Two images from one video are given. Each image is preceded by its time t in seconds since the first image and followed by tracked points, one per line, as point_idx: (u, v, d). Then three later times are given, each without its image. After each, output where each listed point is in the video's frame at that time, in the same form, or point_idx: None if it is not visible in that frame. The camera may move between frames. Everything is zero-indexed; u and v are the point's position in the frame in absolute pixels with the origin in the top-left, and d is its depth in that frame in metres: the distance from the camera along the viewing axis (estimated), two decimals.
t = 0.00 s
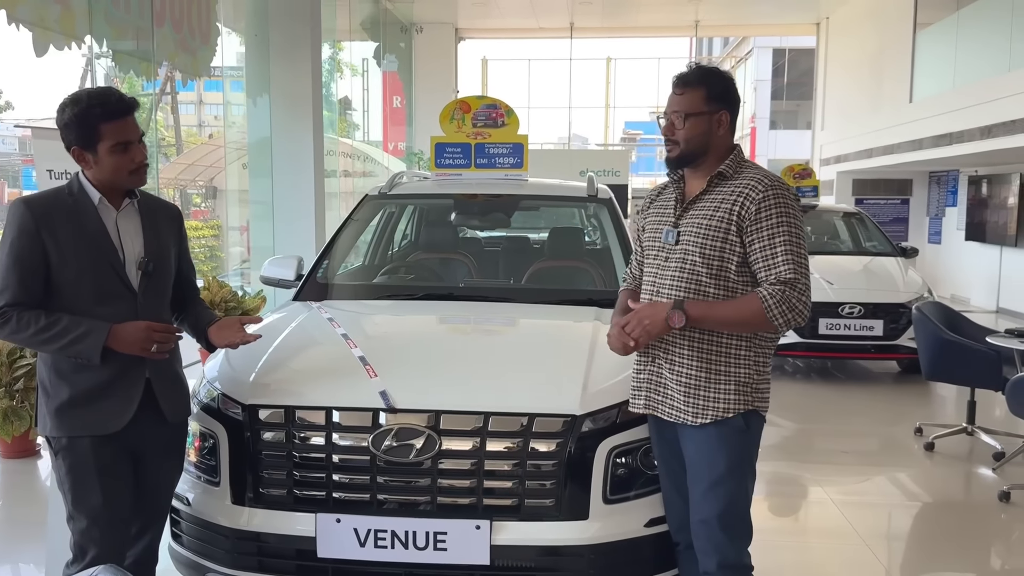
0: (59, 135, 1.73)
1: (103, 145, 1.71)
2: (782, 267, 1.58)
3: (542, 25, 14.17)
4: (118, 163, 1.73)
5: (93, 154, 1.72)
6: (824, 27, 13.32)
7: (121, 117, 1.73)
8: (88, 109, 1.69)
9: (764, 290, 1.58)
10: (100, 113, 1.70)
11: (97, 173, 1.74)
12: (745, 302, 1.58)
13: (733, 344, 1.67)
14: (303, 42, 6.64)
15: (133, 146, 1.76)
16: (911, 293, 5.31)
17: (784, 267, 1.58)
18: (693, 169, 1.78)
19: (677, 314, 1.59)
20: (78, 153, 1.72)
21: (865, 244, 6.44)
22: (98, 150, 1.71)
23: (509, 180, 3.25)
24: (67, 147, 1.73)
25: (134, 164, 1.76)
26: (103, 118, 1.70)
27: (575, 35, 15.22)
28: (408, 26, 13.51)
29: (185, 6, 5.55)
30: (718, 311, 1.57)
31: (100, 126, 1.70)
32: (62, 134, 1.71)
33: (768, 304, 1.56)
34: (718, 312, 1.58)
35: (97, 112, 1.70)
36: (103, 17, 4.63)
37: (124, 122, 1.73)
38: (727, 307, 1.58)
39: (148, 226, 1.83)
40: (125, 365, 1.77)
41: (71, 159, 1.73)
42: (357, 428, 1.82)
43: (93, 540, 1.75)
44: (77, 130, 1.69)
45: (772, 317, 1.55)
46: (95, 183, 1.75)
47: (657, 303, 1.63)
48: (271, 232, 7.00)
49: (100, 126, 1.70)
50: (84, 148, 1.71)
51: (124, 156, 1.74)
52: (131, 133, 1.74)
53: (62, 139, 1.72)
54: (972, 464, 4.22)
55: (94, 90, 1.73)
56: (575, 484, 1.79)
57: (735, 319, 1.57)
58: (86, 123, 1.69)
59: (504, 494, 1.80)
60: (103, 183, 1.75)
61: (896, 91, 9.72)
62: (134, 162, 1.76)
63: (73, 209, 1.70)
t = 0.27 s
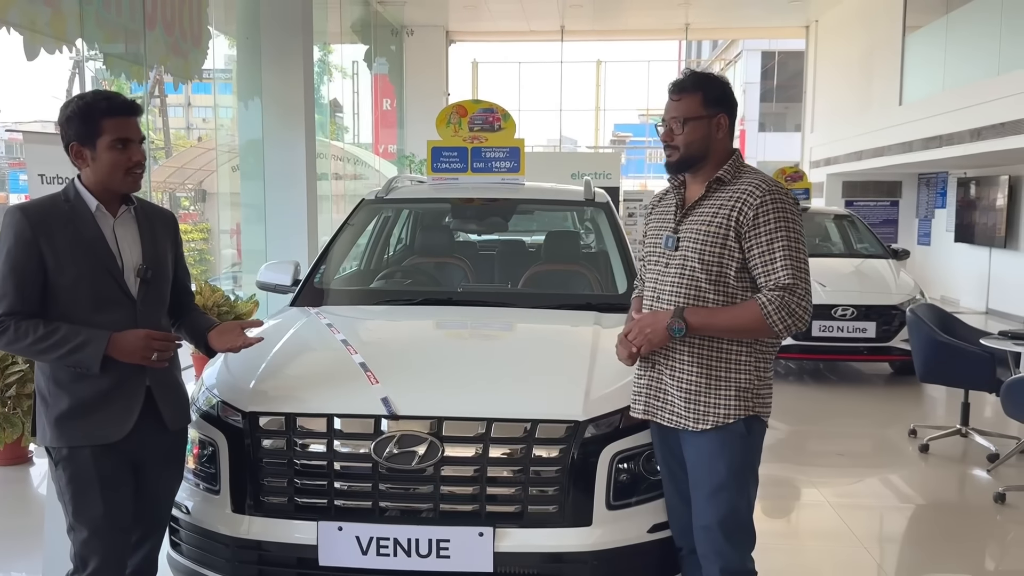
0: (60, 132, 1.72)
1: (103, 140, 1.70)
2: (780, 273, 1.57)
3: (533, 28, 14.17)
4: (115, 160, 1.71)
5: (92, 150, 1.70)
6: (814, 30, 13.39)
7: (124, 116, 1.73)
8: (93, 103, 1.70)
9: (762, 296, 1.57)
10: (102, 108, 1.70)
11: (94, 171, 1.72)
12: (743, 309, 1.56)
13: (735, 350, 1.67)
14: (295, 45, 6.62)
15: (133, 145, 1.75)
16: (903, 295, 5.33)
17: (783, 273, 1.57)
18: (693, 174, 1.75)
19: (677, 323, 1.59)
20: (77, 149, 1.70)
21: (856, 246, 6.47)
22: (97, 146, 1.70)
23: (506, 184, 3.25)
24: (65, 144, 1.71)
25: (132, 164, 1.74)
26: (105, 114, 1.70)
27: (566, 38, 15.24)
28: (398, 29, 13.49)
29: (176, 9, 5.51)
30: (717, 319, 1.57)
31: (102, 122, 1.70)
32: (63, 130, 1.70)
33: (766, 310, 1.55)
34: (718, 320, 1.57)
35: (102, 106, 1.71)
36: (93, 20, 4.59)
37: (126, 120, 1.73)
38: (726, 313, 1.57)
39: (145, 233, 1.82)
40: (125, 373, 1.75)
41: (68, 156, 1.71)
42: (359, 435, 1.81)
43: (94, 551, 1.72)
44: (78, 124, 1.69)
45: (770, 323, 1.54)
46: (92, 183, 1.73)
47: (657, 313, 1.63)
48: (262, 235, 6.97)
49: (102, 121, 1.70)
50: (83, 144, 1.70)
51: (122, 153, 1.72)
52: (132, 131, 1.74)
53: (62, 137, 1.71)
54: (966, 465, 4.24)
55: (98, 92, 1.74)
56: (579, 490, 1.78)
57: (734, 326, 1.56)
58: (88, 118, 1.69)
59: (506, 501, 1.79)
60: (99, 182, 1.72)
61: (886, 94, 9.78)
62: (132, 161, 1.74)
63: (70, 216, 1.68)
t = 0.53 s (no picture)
0: (52, 141, 1.70)
1: (99, 149, 1.68)
2: (779, 280, 1.57)
3: (524, 32, 14.18)
4: (110, 170, 1.70)
5: (85, 160, 1.69)
6: (804, 33, 13.45)
7: (120, 125, 1.72)
8: (89, 113, 1.68)
9: (762, 303, 1.57)
10: (99, 117, 1.69)
11: (88, 181, 1.70)
12: (743, 316, 1.56)
13: (735, 359, 1.67)
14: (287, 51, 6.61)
15: (128, 155, 1.73)
16: (895, 299, 5.35)
17: (782, 280, 1.56)
18: (688, 183, 1.74)
19: (675, 331, 1.58)
20: (71, 158, 1.69)
21: (847, 250, 6.50)
22: (92, 156, 1.68)
23: (500, 191, 3.23)
24: (58, 152, 1.69)
25: (126, 174, 1.73)
26: (101, 123, 1.69)
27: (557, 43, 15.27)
28: (389, 33, 13.47)
29: (168, 15, 5.48)
30: (716, 325, 1.56)
31: (98, 131, 1.68)
32: (57, 139, 1.68)
33: (766, 317, 1.55)
34: (716, 327, 1.56)
35: (98, 115, 1.69)
36: (84, 27, 4.55)
37: (122, 130, 1.72)
38: (725, 321, 1.57)
39: (138, 244, 1.80)
40: (119, 386, 1.73)
41: (62, 165, 1.69)
42: (356, 446, 1.80)
43: (90, 566, 1.70)
44: (73, 133, 1.67)
45: (770, 330, 1.54)
46: (84, 193, 1.71)
47: (655, 320, 1.62)
48: (253, 240, 6.95)
49: (99, 131, 1.68)
50: (77, 153, 1.68)
51: (117, 162, 1.71)
52: (127, 142, 1.73)
53: (55, 145, 1.69)
54: (959, 469, 4.26)
55: (94, 101, 1.73)
56: (577, 499, 1.78)
57: (733, 333, 1.56)
58: (83, 127, 1.67)
59: (504, 511, 1.78)
60: (94, 192, 1.71)
61: (877, 97, 9.83)
62: (127, 171, 1.73)
63: (63, 227, 1.66)
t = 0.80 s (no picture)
0: (29, 157, 1.67)
1: (76, 164, 1.65)
2: (776, 296, 1.56)
3: (515, 38, 14.19)
4: (89, 186, 1.67)
5: (63, 176, 1.66)
6: (793, 39, 13.51)
7: (98, 140, 1.70)
8: (66, 127, 1.66)
9: (758, 319, 1.56)
10: (77, 132, 1.66)
11: (65, 197, 1.67)
12: (739, 333, 1.55)
13: (729, 375, 1.66)
14: (277, 58, 6.61)
15: (107, 170, 1.70)
16: (886, 305, 5.36)
17: (779, 295, 1.55)
18: (678, 198, 1.72)
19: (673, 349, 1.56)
20: (47, 174, 1.66)
21: (839, 255, 6.50)
22: (69, 171, 1.65)
23: (491, 203, 3.21)
24: (35, 168, 1.66)
25: (105, 189, 1.70)
26: (79, 138, 1.66)
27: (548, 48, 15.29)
28: (380, 39, 13.45)
29: (157, 23, 5.44)
30: (715, 344, 1.55)
31: (75, 146, 1.66)
32: (33, 155, 1.66)
33: (764, 333, 1.54)
34: (715, 345, 1.56)
35: (75, 130, 1.67)
36: (73, 35, 4.51)
37: (100, 145, 1.69)
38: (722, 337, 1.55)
39: (118, 261, 1.77)
40: (100, 407, 1.70)
41: (39, 181, 1.66)
42: (343, 465, 1.77)
43: None
44: (49, 149, 1.64)
45: (768, 346, 1.53)
46: (62, 209, 1.68)
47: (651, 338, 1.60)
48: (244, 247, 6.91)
49: (76, 146, 1.66)
50: (54, 169, 1.65)
51: (96, 177, 1.68)
52: (105, 156, 1.70)
53: (31, 161, 1.67)
54: (952, 477, 4.25)
55: (71, 116, 1.70)
56: (568, 518, 1.75)
57: (731, 352, 1.55)
58: (60, 142, 1.65)
59: (495, 530, 1.75)
60: (71, 208, 1.68)
61: (867, 102, 9.88)
62: (106, 186, 1.70)
63: (41, 245, 1.63)
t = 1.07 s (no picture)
0: (15, 169, 1.65)
1: (62, 173, 1.62)
2: (781, 310, 1.52)
3: (511, 44, 14.18)
4: (76, 195, 1.64)
5: (50, 186, 1.63)
6: (790, 44, 13.52)
7: (83, 147, 1.66)
8: (50, 137, 1.63)
9: (763, 333, 1.52)
10: (61, 140, 1.63)
11: (53, 207, 1.64)
12: (742, 347, 1.51)
13: (731, 389, 1.62)
14: (273, 64, 6.58)
15: (94, 178, 1.67)
16: (886, 311, 5.34)
17: (783, 309, 1.52)
18: (681, 207, 1.69)
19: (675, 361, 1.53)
20: (34, 184, 1.63)
21: (837, 261, 6.49)
22: (55, 181, 1.62)
23: (489, 210, 3.18)
24: (22, 179, 1.64)
25: (93, 198, 1.67)
26: (63, 146, 1.63)
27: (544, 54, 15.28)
28: (376, 45, 13.43)
29: (152, 30, 5.40)
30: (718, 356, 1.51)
31: (60, 155, 1.62)
32: (19, 165, 1.63)
33: (767, 348, 1.50)
34: (718, 357, 1.52)
35: (59, 139, 1.64)
36: (67, 43, 4.47)
37: (86, 153, 1.66)
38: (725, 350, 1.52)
39: (109, 272, 1.74)
40: (89, 421, 1.66)
41: (25, 192, 1.63)
42: (341, 479, 1.73)
43: None
44: (35, 159, 1.62)
45: (772, 361, 1.50)
46: (52, 220, 1.65)
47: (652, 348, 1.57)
48: (240, 254, 6.86)
49: (61, 155, 1.62)
50: (40, 179, 1.62)
51: (83, 186, 1.65)
52: (92, 164, 1.67)
53: (18, 173, 1.64)
54: (954, 485, 4.23)
55: (57, 124, 1.67)
56: (571, 532, 1.72)
57: (734, 365, 1.51)
58: (45, 152, 1.62)
59: (495, 545, 1.72)
60: (60, 218, 1.64)
61: (864, 107, 9.89)
62: (94, 195, 1.67)
63: (29, 258, 1.60)
